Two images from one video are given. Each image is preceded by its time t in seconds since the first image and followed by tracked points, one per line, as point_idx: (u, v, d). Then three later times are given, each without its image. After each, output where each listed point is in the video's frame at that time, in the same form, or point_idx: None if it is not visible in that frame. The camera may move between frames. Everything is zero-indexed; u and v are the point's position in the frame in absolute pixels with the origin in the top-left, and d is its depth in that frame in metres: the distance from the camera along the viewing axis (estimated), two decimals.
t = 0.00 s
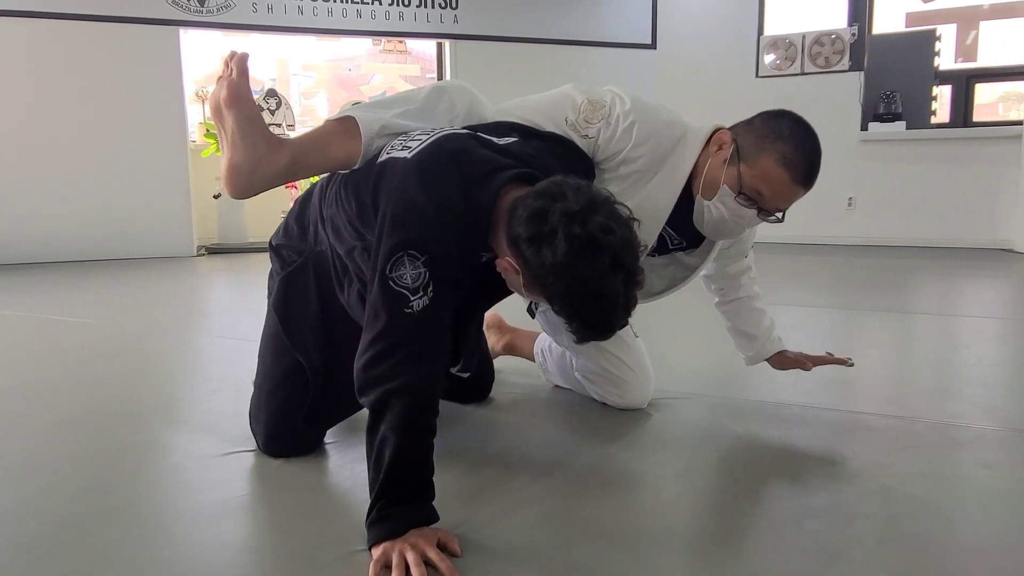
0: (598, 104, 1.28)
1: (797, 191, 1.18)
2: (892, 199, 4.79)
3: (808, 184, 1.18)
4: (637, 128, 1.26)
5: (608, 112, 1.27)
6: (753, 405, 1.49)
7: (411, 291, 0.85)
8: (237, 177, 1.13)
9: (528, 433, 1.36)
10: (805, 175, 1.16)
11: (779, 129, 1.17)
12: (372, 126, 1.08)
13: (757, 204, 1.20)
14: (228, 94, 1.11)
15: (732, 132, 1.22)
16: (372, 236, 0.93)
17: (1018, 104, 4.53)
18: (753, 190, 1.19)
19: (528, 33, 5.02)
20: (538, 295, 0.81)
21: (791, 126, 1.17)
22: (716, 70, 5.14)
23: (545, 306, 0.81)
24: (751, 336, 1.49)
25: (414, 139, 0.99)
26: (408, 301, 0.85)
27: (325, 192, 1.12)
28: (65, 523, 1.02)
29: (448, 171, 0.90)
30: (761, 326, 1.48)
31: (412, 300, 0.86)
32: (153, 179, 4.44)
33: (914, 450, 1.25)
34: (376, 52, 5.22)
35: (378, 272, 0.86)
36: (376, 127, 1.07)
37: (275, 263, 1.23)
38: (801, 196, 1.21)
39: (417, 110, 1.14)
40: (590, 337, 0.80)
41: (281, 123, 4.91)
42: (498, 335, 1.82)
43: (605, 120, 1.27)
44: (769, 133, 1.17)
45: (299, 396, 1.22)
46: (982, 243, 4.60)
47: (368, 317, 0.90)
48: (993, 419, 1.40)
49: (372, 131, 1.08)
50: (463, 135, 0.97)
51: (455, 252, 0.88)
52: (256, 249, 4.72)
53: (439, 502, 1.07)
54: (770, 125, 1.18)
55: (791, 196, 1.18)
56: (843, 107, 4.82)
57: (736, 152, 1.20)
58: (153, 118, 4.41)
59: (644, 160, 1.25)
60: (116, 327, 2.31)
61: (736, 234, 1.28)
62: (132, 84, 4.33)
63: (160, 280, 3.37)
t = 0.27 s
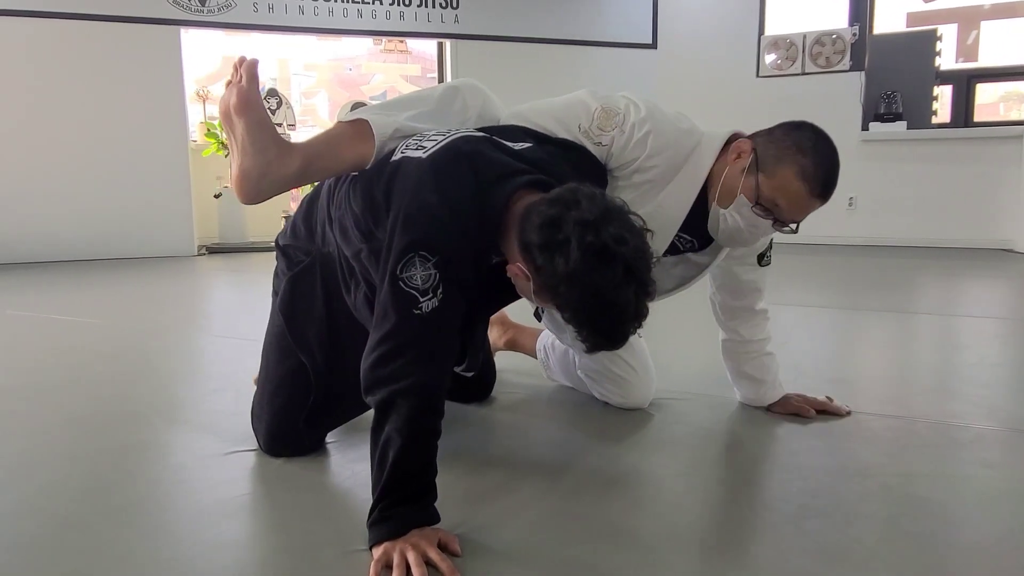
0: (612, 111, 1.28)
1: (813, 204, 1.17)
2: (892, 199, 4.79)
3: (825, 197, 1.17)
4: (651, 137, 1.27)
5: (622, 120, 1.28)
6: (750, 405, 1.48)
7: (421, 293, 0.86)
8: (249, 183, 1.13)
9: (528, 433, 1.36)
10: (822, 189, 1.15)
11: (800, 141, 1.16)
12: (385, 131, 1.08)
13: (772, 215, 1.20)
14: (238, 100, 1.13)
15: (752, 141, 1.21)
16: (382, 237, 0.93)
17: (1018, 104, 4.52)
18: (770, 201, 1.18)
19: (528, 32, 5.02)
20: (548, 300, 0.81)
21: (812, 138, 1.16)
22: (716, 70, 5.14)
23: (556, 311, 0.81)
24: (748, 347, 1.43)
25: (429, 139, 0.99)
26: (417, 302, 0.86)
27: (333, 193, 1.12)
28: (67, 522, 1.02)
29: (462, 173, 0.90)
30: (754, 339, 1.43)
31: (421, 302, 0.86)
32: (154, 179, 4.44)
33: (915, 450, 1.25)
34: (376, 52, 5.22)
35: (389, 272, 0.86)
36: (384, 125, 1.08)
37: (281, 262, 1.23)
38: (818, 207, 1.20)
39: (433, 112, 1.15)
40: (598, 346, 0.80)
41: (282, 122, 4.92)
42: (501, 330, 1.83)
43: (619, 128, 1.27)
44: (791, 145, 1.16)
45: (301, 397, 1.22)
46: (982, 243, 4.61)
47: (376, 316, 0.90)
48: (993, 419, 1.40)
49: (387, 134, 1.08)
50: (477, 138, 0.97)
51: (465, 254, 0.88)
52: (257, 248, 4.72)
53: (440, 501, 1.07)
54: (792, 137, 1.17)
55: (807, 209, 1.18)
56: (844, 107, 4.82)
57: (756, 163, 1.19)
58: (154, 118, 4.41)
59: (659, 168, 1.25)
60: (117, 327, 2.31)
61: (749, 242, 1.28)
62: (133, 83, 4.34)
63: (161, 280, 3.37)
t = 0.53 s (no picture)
0: (610, 102, 1.27)
1: (808, 184, 1.16)
2: (893, 199, 4.78)
3: (820, 177, 1.17)
4: (649, 127, 1.26)
5: (619, 109, 1.27)
6: (751, 404, 1.49)
7: (421, 291, 0.86)
8: (246, 180, 1.13)
9: (527, 433, 1.36)
10: (816, 166, 1.15)
11: (793, 121, 1.17)
12: (382, 124, 1.06)
13: (767, 195, 1.19)
14: (236, 96, 1.14)
15: (745, 124, 1.22)
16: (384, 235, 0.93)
17: (1019, 104, 4.51)
18: (764, 180, 1.18)
19: (529, 32, 5.02)
20: (554, 295, 0.81)
21: (806, 118, 1.17)
22: (717, 70, 5.14)
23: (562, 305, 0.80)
24: (749, 345, 1.43)
25: (427, 135, 0.98)
26: (418, 300, 0.86)
27: (333, 192, 1.13)
28: (68, 520, 1.03)
29: (462, 170, 0.90)
30: (755, 336, 1.43)
31: (422, 300, 0.86)
32: (154, 178, 4.44)
33: (915, 450, 1.25)
34: (377, 51, 5.22)
35: (389, 271, 0.86)
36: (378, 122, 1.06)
37: (281, 261, 1.23)
38: (814, 191, 1.20)
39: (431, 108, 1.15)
40: (604, 339, 0.80)
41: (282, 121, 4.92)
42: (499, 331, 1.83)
43: (617, 118, 1.26)
44: (783, 123, 1.17)
45: (300, 398, 1.22)
46: (982, 243, 4.61)
47: (377, 315, 0.90)
48: (993, 419, 1.40)
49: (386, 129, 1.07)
50: (477, 132, 0.96)
51: (466, 252, 0.88)
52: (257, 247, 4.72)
53: (440, 501, 1.07)
54: (784, 117, 1.18)
55: (802, 189, 1.17)
56: (844, 107, 4.81)
57: (749, 144, 1.20)
58: (154, 117, 4.40)
59: (657, 158, 1.25)
60: (117, 326, 2.31)
61: (745, 228, 1.27)
62: (133, 82, 4.33)
63: (162, 279, 3.37)
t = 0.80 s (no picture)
0: (606, 103, 1.27)
1: (803, 185, 1.17)
2: (893, 199, 4.78)
3: (815, 178, 1.17)
4: (645, 126, 1.26)
5: (615, 109, 1.27)
6: (752, 404, 1.49)
7: (417, 291, 0.86)
8: (240, 165, 1.12)
9: (527, 433, 1.36)
10: (811, 167, 1.15)
11: (788, 122, 1.17)
12: (381, 122, 1.07)
13: (762, 196, 1.20)
14: (237, 79, 1.13)
15: (741, 125, 1.23)
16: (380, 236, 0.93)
17: (1020, 104, 4.50)
18: (760, 181, 1.19)
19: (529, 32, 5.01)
20: (548, 295, 0.81)
21: (801, 119, 1.17)
22: (717, 70, 5.14)
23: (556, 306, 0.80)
24: (748, 344, 1.43)
25: (423, 135, 0.99)
26: (414, 300, 0.86)
27: (331, 192, 1.13)
28: (69, 519, 1.03)
29: (457, 170, 0.90)
30: (755, 336, 1.43)
31: (418, 300, 0.86)
32: (154, 178, 4.44)
33: (915, 450, 1.25)
34: (377, 51, 5.22)
35: (385, 271, 0.86)
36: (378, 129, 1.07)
37: (279, 262, 1.23)
38: (809, 191, 1.20)
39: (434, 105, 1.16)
40: (596, 339, 0.80)
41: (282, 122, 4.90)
42: (499, 332, 1.83)
43: (613, 118, 1.26)
44: (778, 125, 1.17)
45: (299, 398, 1.22)
46: (982, 243, 4.60)
47: (374, 316, 0.90)
48: (993, 419, 1.40)
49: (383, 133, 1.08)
50: (473, 132, 0.96)
51: (462, 252, 0.88)
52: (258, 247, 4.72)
53: (439, 501, 1.07)
54: (779, 119, 1.18)
55: (797, 190, 1.18)
56: (845, 107, 4.81)
57: (744, 145, 1.20)
58: (154, 116, 4.40)
59: (652, 158, 1.25)
60: (117, 326, 2.31)
61: (741, 229, 1.27)
62: (133, 82, 4.33)
63: (162, 279, 3.37)
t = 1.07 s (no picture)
0: (601, 105, 1.27)
1: (794, 185, 1.16)
2: (893, 199, 4.78)
3: (807, 178, 1.17)
4: (638, 127, 1.27)
5: (608, 111, 1.27)
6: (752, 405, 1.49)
7: (413, 291, 0.85)
8: (243, 192, 1.10)
9: (526, 434, 1.36)
10: (802, 167, 1.15)
11: (779, 122, 1.17)
12: (376, 128, 1.08)
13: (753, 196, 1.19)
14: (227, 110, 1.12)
15: (732, 125, 1.23)
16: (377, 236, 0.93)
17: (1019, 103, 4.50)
18: (751, 181, 1.18)
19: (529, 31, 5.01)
20: (545, 294, 0.81)
21: (791, 119, 1.17)
22: (717, 70, 5.14)
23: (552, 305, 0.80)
24: (749, 345, 1.43)
25: (419, 139, 0.99)
26: (410, 300, 0.86)
27: (330, 197, 1.13)
28: (68, 520, 1.03)
29: (453, 171, 0.90)
30: (755, 337, 1.43)
31: (414, 300, 0.86)
32: (154, 178, 4.44)
33: (915, 450, 1.25)
34: (377, 51, 5.22)
35: (381, 272, 0.86)
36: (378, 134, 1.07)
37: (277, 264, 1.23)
38: (800, 193, 1.20)
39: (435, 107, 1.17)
40: (592, 338, 0.80)
41: (281, 122, 4.98)
42: (498, 333, 1.83)
43: (607, 121, 1.26)
44: (768, 124, 1.17)
45: (298, 399, 1.22)
46: (982, 243, 4.61)
47: (371, 316, 0.90)
48: (993, 420, 1.40)
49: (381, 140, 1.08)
50: (469, 136, 0.97)
51: (459, 253, 0.88)
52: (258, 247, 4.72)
53: (438, 503, 1.07)
54: (769, 119, 1.19)
55: (788, 190, 1.17)
56: (844, 107, 4.81)
57: (736, 144, 1.20)
58: (154, 116, 4.40)
59: (646, 160, 1.25)
60: (117, 326, 2.31)
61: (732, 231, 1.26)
62: (133, 82, 4.33)
63: (162, 279, 3.38)
